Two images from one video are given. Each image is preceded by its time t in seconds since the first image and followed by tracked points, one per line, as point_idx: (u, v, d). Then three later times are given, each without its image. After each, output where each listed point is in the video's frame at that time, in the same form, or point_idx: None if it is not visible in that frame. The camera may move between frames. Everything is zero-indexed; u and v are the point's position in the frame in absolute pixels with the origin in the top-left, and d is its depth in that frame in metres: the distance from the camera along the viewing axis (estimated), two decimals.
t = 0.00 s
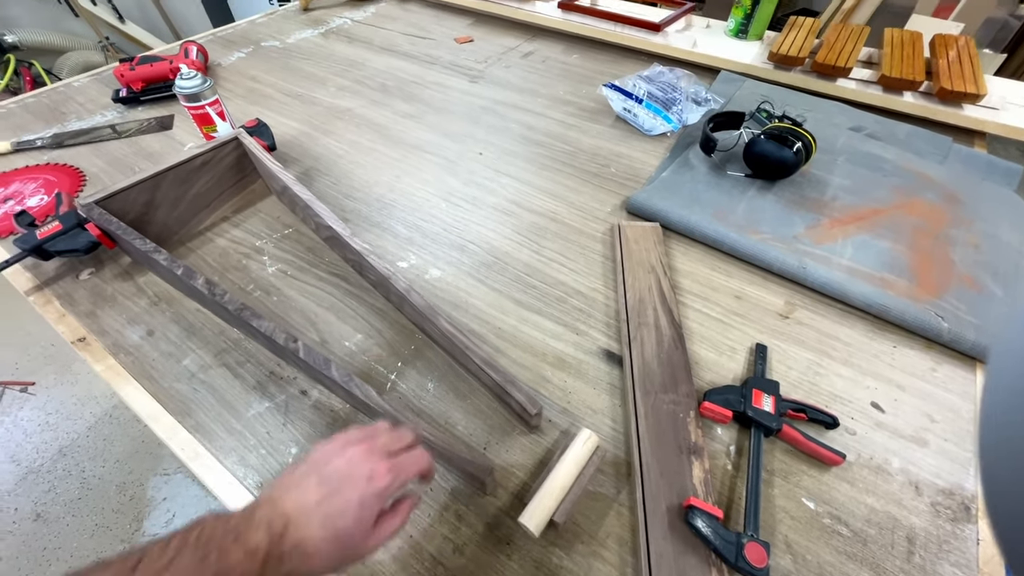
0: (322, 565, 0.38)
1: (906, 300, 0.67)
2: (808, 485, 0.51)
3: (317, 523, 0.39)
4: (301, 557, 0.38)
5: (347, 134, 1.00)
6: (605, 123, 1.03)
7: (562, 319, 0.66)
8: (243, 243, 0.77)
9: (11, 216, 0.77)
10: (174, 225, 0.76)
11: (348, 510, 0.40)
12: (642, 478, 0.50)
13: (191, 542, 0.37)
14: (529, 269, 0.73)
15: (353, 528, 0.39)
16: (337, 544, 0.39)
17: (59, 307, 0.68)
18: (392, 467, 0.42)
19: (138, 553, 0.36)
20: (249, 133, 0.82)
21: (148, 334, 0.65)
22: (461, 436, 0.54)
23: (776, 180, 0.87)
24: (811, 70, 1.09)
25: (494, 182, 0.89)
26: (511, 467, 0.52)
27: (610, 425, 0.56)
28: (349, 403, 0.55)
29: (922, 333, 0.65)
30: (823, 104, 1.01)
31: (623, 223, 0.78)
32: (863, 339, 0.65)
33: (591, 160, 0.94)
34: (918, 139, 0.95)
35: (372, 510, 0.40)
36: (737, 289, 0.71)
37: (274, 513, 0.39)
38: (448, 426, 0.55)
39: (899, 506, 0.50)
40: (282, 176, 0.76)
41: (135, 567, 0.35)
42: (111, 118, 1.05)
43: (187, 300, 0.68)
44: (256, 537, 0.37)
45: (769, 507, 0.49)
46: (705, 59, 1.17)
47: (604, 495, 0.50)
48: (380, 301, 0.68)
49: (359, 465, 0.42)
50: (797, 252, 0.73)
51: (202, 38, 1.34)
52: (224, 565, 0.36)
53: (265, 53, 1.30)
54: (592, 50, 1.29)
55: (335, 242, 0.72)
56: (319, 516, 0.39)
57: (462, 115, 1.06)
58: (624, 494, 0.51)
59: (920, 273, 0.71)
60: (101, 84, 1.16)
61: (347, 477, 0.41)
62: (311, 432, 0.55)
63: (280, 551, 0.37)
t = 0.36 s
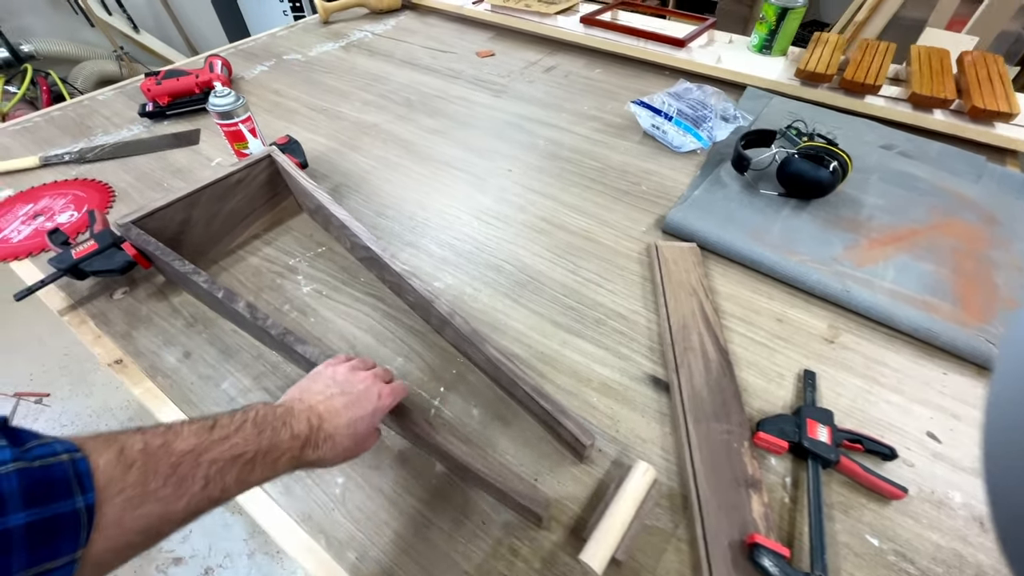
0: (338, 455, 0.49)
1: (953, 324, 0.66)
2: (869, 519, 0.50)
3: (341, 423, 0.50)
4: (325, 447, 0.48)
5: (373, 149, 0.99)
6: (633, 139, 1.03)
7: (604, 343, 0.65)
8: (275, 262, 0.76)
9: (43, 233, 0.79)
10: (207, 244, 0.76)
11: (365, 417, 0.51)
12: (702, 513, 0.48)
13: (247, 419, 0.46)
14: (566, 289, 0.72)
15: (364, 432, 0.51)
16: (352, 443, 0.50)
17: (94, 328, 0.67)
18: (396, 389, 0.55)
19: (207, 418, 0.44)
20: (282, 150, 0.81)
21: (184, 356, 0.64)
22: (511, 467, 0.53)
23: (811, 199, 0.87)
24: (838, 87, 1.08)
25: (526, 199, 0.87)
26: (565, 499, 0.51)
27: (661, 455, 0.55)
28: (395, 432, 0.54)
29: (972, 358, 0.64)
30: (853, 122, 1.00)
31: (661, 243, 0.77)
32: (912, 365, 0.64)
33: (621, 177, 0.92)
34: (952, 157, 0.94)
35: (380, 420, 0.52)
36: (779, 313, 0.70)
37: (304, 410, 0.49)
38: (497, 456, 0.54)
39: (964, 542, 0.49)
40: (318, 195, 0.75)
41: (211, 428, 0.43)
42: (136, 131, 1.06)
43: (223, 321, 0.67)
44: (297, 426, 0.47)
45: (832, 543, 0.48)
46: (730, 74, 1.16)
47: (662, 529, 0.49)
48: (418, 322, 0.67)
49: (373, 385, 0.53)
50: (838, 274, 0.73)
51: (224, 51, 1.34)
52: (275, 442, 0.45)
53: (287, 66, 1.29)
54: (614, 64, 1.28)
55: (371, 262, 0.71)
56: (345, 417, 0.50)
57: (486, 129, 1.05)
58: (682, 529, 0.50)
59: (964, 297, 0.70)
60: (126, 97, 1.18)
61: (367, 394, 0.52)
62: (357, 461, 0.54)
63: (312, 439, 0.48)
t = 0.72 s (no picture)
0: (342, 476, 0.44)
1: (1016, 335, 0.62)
2: (952, 551, 0.46)
3: (349, 442, 0.45)
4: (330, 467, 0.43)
5: (388, 155, 0.95)
6: (656, 141, 0.99)
7: (648, 359, 0.61)
8: (291, 275, 0.72)
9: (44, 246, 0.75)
10: (219, 256, 0.71)
11: (376, 438, 0.46)
12: (775, 547, 0.44)
13: (253, 429, 0.41)
14: (602, 301, 0.68)
15: (373, 453, 0.46)
16: (359, 464, 0.45)
17: (99, 348, 0.63)
18: (412, 408, 0.50)
19: (212, 426, 0.40)
20: (297, 156, 0.77)
21: (198, 379, 0.59)
22: (560, 498, 0.49)
23: (848, 203, 0.83)
24: (866, 86, 1.05)
25: (551, 205, 0.83)
26: (621, 534, 0.47)
27: (721, 482, 0.51)
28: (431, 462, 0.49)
29: None
30: (884, 122, 0.97)
31: (698, 250, 0.74)
32: (974, 379, 0.61)
33: (648, 181, 0.89)
34: (990, 158, 0.91)
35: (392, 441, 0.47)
36: (829, 324, 0.66)
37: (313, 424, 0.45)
38: (544, 486, 0.50)
39: None
40: (338, 204, 0.70)
41: (212, 439, 0.39)
42: (138, 138, 1.02)
43: (238, 340, 0.63)
44: (303, 443, 0.42)
45: None
46: (751, 74, 1.13)
47: (730, 566, 0.45)
48: (448, 339, 0.63)
49: (389, 402, 0.48)
50: (888, 282, 0.69)
51: (227, 54, 1.30)
52: (277, 461, 0.41)
53: (292, 70, 1.25)
54: (630, 64, 1.24)
55: (395, 274, 0.67)
56: (356, 437, 0.45)
57: (504, 132, 1.01)
58: (751, 565, 0.46)
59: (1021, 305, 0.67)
60: (125, 102, 1.14)
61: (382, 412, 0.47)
62: (392, 494, 0.49)
63: (317, 458, 0.43)
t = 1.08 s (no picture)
0: (230, 563, 0.37)
1: None
2: (985, 570, 0.44)
3: (219, 520, 0.38)
4: (204, 557, 0.36)
5: (383, 160, 0.93)
6: (658, 144, 0.97)
7: (659, 370, 0.59)
8: (285, 287, 0.69)
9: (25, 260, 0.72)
10: (210, 268, 0.68)
11: (256, 503, 0.40)
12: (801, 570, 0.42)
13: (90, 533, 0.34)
14: (610, 310, 0.66)
15: (264, 524, 0.39)
16: (250, 542, 0.38)
17: (83, 368, 0.60)
18: (305, 448, 0.43)
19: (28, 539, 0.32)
20: (289, 162, 0.74)
21: (187, 400, 0.56)
22: (574, 521, 0.47)
23: (855, 204, 0.81)
24: (868, 85, 1.04)
25: (553, 211, 0.81)
26: (639, 558, 0.45)
27: (741, 500, 0.49)
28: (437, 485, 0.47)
29: None
30: (888, 122, 0.96)
31: (706, 256, 0.72)
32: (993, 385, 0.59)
33: (652, 184, 0.87)
34: (995, 157, 0.90)
35: (284, 504, 0.41)
36: (843, 330, 0.64)
37: (169, 517, 0.38)
38: (556, 508, 0.47)
39: None
40: (333, 212, 0.67)
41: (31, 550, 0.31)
42: (124, 145, 0.99)
43: (231, 356, 0.60)
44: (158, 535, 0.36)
45: None
46: (750, 75, 1.11)
47: None
48: (451, 352, 0.60)
49: (270, 451, 0.43)
50: (902, 286, 0.67)
51: (216, 59, 1.27)
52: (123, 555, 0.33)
53: (284, 74, 1.22)
54: (628, 66, 1.22)
55: (394, 285, 0.64)
56: (224, 510, 0.39)
57: (504, 137, 0.98)
58: None
59: None
60: (111, 108, 1.10)
61: (263, 470, 0.41)
62: (396, 520, 0.47)
63: (181, 550, 0.36)
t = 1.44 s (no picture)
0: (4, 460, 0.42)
1: None
2: None
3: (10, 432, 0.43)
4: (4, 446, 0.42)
5: (397, 155, 0.90)
6: (679, 137, 0.95)
7: (698, 370, 0.57)
8: (302, 285, 0.66)
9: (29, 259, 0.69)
10: (224, 266, 0.66)
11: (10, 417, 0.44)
12: None
13: None
14: (642, 307, 0.63)
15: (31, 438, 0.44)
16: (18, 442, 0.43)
17: (92, 371, 0.57)
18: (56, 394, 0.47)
19: None
20: (305, 156, 0.71)
21: (204, 404, 0.53)
22: (620, 530, 0.44)
23: (887, 197, 0.79)
24: (891, 77, 1.02)
25: (575, 206, 0.78)
26: (692, 568, 0.42)
27: (795, 505, 0.46)
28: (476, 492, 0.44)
29: None
30: (915, 114, 0.93)
31: (739, 250, 0.69)
32: None
33: (676, 178, 0.85)
34: None
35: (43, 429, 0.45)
36: (886, 326, 0.61)
37: None
38: (601, 516, 0.45)
39: None
40: (353, 207, 0.64)
41: None
42: (129, 141, 0.96)
43: (248, 358, 0.57)
44: None
45: None
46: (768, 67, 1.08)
47: None
48: (479, 352, 0.58)
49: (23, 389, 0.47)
50: (944, 280, 0.65)
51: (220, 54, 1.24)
52: None
53: (291, 69, 1.19)
54: (643, 60, 1.20)
55: (417, 282, 0.61)
56: None
57: (521, 131, 0.96)
58: None
59: None
60: (114, 103, 1.07)
61: None
62: (432, 530, 0.44)
63: None
